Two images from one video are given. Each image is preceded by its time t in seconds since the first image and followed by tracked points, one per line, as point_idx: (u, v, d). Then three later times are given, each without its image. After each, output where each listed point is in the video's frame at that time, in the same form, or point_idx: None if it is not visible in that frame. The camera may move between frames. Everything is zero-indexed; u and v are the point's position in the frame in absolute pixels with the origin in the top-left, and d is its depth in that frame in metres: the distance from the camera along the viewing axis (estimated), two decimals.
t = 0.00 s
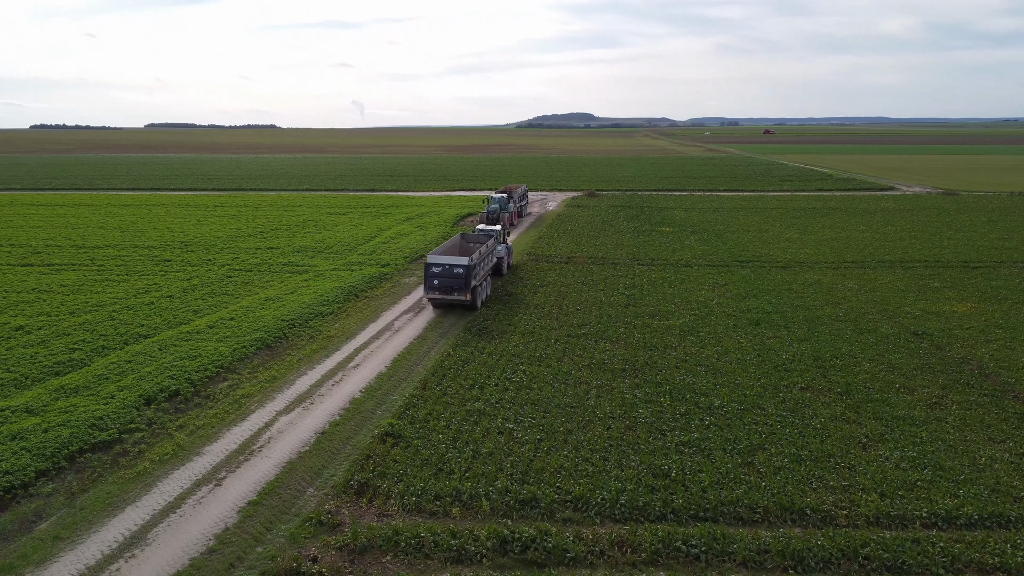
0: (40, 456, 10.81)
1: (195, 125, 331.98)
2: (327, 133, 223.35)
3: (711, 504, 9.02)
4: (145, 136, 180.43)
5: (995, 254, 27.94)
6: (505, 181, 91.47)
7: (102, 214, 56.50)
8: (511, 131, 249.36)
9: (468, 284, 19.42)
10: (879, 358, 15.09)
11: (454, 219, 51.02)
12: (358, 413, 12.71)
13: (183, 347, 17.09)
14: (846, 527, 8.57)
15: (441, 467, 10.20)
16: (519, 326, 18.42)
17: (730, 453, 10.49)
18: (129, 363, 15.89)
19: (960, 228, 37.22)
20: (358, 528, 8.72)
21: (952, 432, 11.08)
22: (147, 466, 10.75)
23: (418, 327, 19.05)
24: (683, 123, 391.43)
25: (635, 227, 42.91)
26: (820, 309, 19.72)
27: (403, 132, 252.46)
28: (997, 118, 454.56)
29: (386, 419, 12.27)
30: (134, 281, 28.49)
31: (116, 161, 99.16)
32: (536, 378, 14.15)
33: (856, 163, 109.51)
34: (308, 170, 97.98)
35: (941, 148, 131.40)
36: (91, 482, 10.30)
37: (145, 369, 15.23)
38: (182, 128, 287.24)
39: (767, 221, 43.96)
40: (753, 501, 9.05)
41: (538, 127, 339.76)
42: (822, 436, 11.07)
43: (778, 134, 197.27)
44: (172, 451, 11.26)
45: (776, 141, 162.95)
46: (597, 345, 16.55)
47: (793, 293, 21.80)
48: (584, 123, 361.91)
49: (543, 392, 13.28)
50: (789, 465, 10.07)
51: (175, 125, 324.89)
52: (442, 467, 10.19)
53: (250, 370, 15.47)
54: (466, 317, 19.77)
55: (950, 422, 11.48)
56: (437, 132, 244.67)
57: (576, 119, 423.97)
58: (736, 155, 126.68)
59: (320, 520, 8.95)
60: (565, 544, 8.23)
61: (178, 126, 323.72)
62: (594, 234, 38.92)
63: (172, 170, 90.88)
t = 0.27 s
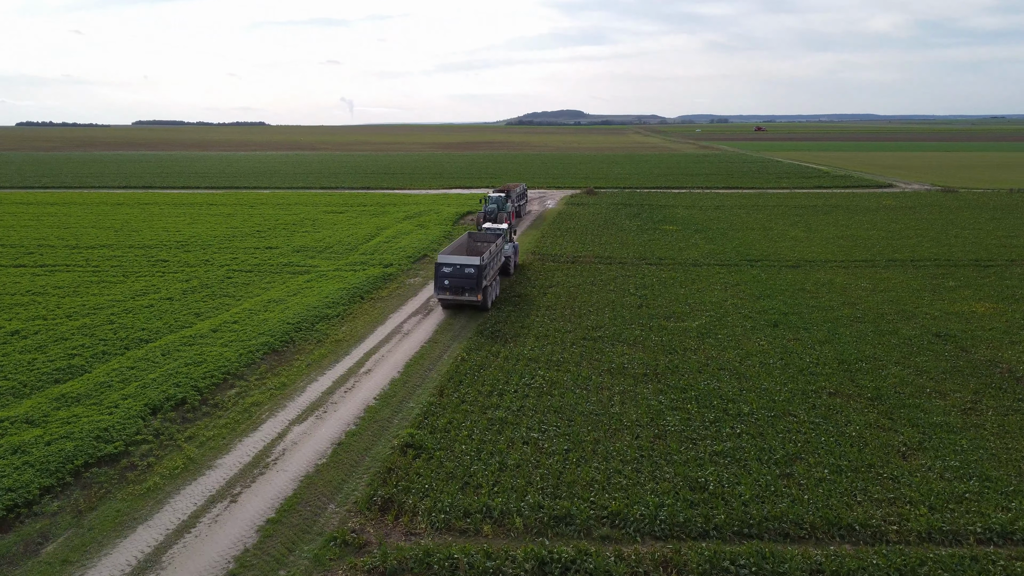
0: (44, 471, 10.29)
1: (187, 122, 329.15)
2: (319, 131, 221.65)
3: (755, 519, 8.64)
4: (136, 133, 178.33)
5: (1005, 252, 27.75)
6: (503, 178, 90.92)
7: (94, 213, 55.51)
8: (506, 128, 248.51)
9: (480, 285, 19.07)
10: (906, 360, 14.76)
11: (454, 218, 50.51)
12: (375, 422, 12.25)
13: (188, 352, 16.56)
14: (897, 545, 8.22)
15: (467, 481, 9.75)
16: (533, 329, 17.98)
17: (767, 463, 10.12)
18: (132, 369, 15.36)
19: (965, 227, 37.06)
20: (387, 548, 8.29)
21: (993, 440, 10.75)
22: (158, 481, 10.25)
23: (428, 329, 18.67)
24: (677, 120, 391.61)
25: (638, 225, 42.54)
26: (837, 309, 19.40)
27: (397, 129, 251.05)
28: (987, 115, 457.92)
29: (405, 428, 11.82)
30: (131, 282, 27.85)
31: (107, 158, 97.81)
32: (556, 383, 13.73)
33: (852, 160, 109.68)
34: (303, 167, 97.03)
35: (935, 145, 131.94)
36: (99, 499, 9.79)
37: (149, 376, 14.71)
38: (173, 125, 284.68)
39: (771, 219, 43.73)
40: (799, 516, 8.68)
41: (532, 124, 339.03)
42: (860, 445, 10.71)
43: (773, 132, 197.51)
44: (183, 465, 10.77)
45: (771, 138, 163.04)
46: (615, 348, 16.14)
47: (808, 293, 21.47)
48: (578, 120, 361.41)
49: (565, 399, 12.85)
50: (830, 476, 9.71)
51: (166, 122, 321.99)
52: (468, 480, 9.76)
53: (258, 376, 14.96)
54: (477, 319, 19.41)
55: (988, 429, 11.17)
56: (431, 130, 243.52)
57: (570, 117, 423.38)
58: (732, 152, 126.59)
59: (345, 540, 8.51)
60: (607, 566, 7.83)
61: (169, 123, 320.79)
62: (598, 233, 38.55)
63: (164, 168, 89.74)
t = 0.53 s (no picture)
0: (49, 488, 9.78)
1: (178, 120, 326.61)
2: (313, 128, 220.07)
3: (803, 536, 8.26)
4: (126, 130, 176.47)
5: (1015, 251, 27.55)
6: (499, 176, 90.40)
7: (87, 212, 54.63)
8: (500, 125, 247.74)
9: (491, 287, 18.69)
10: (933, 363, 14.43)
11: (454, 217, 49.99)
12: (394, 432, 11.79)
13: (193, 357, 16.05)
14: (954, 564, 7.86)
15: (497, 495, 9.31)
16: (547, 331, 17.56)
17: (807, 475, 9.73)
18: (135, 376, 14.85)
19: (970, 225, 36.93)
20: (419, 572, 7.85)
21: None
22: (170, 498, 9.77)
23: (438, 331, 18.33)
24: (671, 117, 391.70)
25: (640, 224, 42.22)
26: (854, 310, 19.08)
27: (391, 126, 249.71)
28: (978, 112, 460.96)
29: (426, 439, 11.37)
30: (129, 284, 27.27)
31: (99, 156, 96.56)
32: (578, 389, 13.31)
33: (849, 157, 109.78)
34: (298, 165, 96.11)
35: (929, 141, 132.35)
36: (109, 519, 9.30)
37: (154, 383, 14.19)
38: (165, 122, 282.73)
39: (774, 217, 43.49)
40: (849, 533, 8.30)
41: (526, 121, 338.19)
42: (900, 454, 10.35)
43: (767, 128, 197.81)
44: (195, 479, 10.27)
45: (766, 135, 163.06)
46: (634, 351, 15.74)
47: (823, 293, 21.16)
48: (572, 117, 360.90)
49: (590, 405, 12.43)
50: (875, 488, 9.34)
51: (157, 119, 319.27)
52: (498, 495, 9.32)
53: (267, 383, 14.47)
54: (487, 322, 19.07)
55: None
56: (425, 127, 242.42)
57: (564, 114, 422.87)
58: (728, 149, 126.53)
59: (375, 563, 8.06)
60: None
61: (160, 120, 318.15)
62: (601, 231, 38.17)
63: (157, 166, 88.66)
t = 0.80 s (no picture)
0: (55, 506, 9.28)
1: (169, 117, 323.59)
2: (306, 125, 218.44)
3: (857, 555, 7.89)
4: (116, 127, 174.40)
5: None
6: (497, 173, 89.84)
7: (79, 211, 53.67)
8: (495, 122, 246.89)
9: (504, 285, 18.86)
10: (963, 366, 14.11)
11: (454, 216, 49.49)
12: (415, 443, 11.33)
13: (199, 363, 15.52)
14: None
15: (531, 512, 8.88)
16: (562, 335, 17.16)
17: (852, 487, 9.36)
18: (140, 383, 14.30)
19: (975, 223, 36.77)
20: None
21: None
22: (185, 516, 9.28)
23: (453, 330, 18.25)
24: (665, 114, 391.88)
25: (643, 223, 41.85)
26: (874, 311, 18.76)
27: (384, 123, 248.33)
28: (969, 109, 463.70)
29: (450, 450, 10.93)
30: (127, 286, 26.63)
31: (89, 154, 95.20)
32: (602, 395, 12.90)
33: (845, 154, 109.92)
34: (292, 162, 95.15)
35: (924, 138, 132.58)
36: (122, 540, 8.81)
37: (160, 391, 13.68)
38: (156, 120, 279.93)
39: (777, 216, 43.24)
40: (905, 551, 7.94)
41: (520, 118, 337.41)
42: (945, 464, 9.99)
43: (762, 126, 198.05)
44: (209, 496, 9.77)
45: (762, 132, 163.14)
46: (654, 355, 15.34)
47: (839, 294, 20.84)
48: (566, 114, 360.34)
49: (616, 412, 12.02)
50: (924, 501, 8.98)
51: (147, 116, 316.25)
52: (532, 512, 8.89)
53: (278, 391, 13.98)
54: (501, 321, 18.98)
55: None
56: (419, 124, 241.29)
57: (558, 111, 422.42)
58: (725, 146, 126.42)
59: None
60: None
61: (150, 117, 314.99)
62: (606, 230, 37.79)
63: (149, 164, 87.55)
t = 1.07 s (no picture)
0: (65, 527, 8.79)
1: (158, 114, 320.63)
2: (298, 122, 216.86)
3: None
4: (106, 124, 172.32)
5: None
6: (493, 171, 89.27)
7: (71, 210, 52.77)
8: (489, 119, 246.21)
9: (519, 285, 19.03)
10: (994, 369, 13.79)
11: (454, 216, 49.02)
12: (439, 455, 10.86)
13: (206, 370, 14.99)
14: None
15: (569, 531, 8.45)
16: (579, 339, 16.75)
17: (903, 501, 8.97)
18: (146, 392, 13.77)
19: (981, 221, 36.58)
20: None
21: None
22: (202, 537, 8.81)
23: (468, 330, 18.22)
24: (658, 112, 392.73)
25: (647, 221, 41.50)
26: (894, 311, 18.45)
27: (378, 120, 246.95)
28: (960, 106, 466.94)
29: (477, 463, 10.47)
30: (125, 288, 26.00)
31: (80, 151, 93.94)
32: (627, 402, 12.48)
33: (841, 150, 110.09)
34: (287, 160, 94.23)
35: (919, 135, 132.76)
36: (136, 566, 8.33)
37: (167, 400, 13.18)
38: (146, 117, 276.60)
39: (781, 215, 43.05)
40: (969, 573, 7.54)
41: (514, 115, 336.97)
42: (992, 474, 9.64)
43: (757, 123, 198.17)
44: (226, 515, 9.28)
45: (758, 129, 163.06)
46: (676, 359, 14.95)
47: (855, 295, 20.52)
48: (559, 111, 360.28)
49: (645, 421, 11.61)
50: (980, 516, 8.60)
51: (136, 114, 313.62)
52: (571, 531, 8.47)
53: (290, 399, 13.49)
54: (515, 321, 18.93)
55: None
56: (413, 121, 240.21)
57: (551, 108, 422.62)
58: (721, 143, 126.31)
59: None
60: None
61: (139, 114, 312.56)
62: (610, 230, 37.45)
63: (142, 162, 86.46)
